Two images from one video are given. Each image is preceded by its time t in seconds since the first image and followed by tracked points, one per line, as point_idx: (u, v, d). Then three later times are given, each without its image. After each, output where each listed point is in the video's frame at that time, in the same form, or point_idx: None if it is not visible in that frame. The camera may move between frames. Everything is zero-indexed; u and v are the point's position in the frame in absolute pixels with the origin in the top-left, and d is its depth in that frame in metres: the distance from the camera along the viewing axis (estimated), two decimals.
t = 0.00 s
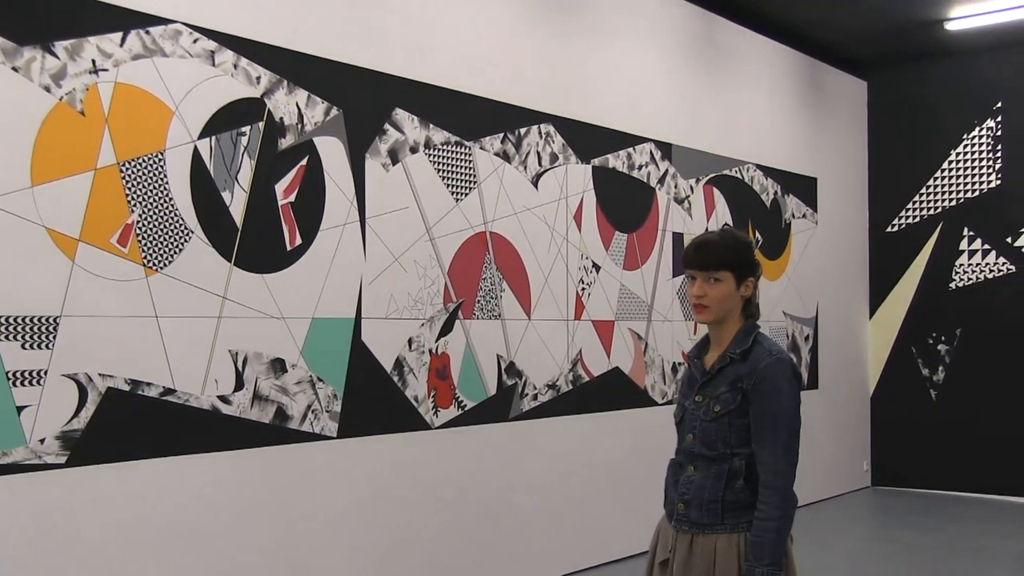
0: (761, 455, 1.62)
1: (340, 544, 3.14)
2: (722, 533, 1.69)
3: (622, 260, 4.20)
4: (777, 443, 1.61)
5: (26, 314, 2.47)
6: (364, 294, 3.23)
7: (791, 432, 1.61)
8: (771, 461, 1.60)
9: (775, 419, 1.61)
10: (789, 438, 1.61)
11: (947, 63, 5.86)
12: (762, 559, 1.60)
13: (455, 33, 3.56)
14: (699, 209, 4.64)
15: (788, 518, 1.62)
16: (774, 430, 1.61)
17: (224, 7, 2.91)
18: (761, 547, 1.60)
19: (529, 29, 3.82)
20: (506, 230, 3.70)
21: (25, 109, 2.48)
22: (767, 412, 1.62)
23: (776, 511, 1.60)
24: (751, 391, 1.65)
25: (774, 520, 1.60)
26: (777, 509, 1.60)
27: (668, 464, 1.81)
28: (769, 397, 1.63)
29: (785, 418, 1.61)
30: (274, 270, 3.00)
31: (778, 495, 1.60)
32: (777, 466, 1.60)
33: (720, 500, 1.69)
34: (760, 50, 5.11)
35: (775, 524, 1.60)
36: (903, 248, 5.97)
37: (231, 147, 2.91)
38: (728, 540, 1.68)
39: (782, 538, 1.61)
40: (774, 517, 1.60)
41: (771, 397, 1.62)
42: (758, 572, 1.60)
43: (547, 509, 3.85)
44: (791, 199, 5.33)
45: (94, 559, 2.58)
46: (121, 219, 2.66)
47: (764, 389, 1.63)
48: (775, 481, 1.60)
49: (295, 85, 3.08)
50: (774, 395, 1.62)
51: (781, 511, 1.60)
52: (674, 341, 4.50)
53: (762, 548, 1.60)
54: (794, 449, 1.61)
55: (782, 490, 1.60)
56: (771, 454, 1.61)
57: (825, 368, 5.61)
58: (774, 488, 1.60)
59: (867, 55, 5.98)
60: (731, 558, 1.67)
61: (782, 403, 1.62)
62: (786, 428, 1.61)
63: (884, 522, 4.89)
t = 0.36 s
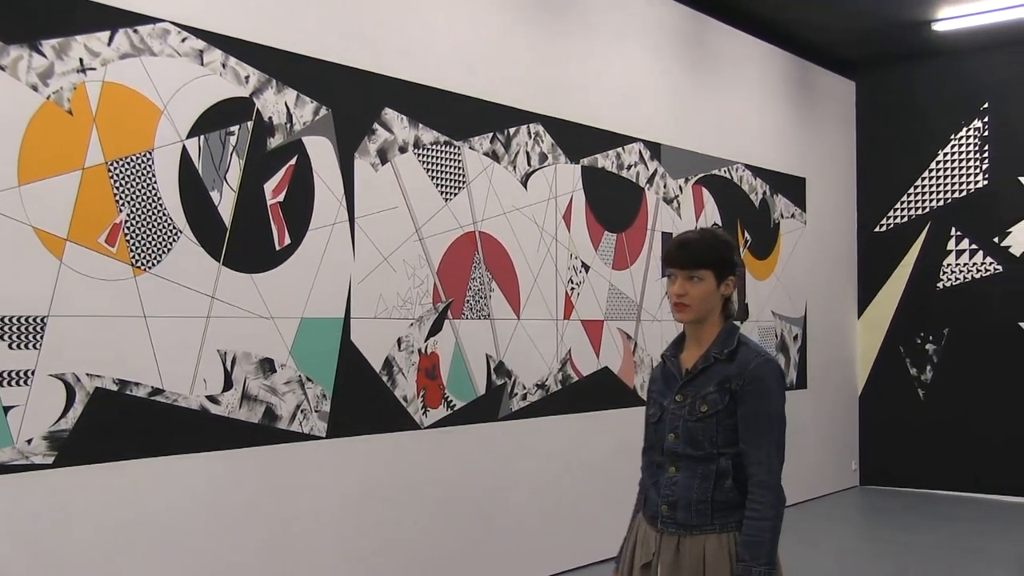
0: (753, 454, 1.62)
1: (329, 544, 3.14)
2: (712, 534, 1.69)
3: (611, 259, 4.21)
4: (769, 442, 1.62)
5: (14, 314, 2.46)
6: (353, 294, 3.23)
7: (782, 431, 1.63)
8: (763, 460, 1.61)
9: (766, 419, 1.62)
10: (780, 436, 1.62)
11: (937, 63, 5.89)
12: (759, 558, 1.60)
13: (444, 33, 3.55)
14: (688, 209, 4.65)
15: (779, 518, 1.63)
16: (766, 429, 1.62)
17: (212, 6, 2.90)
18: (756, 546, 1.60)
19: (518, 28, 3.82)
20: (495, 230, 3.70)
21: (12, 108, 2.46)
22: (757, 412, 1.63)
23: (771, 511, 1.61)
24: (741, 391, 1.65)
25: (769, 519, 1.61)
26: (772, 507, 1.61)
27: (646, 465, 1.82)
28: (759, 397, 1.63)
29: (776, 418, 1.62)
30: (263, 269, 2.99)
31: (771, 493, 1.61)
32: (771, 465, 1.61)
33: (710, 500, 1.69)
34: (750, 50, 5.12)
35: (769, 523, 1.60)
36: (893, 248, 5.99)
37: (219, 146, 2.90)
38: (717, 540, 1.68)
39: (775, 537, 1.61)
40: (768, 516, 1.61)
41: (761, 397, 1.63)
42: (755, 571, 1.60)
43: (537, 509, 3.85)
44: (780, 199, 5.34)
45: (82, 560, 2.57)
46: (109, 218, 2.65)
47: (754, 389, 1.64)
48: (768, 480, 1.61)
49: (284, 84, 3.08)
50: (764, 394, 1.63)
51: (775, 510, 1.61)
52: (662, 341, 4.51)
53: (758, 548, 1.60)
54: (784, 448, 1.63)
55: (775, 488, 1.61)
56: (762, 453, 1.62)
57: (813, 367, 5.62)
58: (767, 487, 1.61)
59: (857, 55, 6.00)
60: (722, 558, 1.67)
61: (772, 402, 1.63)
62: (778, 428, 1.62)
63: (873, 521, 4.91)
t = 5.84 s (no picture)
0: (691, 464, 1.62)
1: (308, 544, 3.13)
2: (659, 535, 1.72)
3: (590, 257, 4.22)
4: (706, 452, 1.61)
5: None
6: (331, 292, 3.22)
7: (722, 443, 1.60)
8: (697, 470, 1.61)
9: (706, 430, 1.61)
10: (720, 448, 1.61)
11: (915, 63, 5.92)
12: (682, 565, 1.62)
13: (422, 31, 3.55)
14: (668, 207, 4.67)
15: (715, 529, 1.62)
16: (704, 440, 1.61)
17: (189, 3, 2.89)
18: (681, 554, 1.62)
19: (496, 26, 3.83)
20: (475, 227, 3.70)
21: None
22: (699, 422, 1.62)
23: (700, 522, 1.61)
24: (688, 399, 1.65)
25: (696, 531, 1.61)
26: (702, 518, 1.61)
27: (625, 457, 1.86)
28: (702, 407, 1.62)
29: (718, 429, 1.60)
30: (241, 267, 2.98)
31: (702, 505, 1.61)
32: (705, 476, 1.61)
33: (657, 502, 1.72)
34: (728, 49, 5.14)
35: (696, 534, 1.61)
36: (871, 246, 6.02)
37: (197, 144, 2.89)
38: (663, 542, 1.71)
39: (704, 548, 1.61)
40: (696, 527, 1.61)
41: (707, 406, 1.62)
42: None
43: (516, 507, 3.85)
44: (759, 197, 5.36)
45: (58, 560, 2.55)
46: (86, 216, 2.63)
47: (699, 398, 1.63)
48: (702, 490, 1.61)
49: (262, 82, 3.07)
50: (706, 405, 1.62)
51: (704, 522, 1.61)
52: (642, 339, 4.53)
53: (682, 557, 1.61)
54: (725, 459, 1.61)
55: (708, 500, 1.60)
56: (698, 463, 1.61)
57: (792, 365, 5.66)
58: (701, 497, 1.61)
59: (837, 55, 6.03)
60: (663, 561, 1.70)
61: (713, 414, 1.61)
62: (715, 440, 1.60)
63: (855, 518, 4.94)
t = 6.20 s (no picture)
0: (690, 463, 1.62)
1: (308, 544, 3.13)
2: (657, 534, 1.72)
3: (590, 257, 4.22)
4: (705, 451, 1.60)
5: None
6: (332, 292, 3.22)
7: (722, 444, 1.60)
8: (696, 470, 1.61)
9: (705, 430, 1.61)
10: (719, 448, 1.60)
11: (915, 63, 5.92)
12: (680, 565, 1.62)
13: (422, 31, 3.55)
14: (668, 207, 4.67)
15: (713, 529, 1.61)
16: (703, 440, 1.61)
17: (189, 3, 2.89)
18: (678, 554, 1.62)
19: (496, 26, 3.83)
20: (475, 227, 3.70)
21: None
22: (699, 421, 1.62)
23: (698, 522, 1.61)
24: (688, 398, 1.65)
25: (694, 530, 1.61)
26: (699, 518, 1.61)
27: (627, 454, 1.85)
28: (701, 407, 1.62)
29: (717, 429, 1.60)
30: (241, 267, 2.98)
31: (700, 505, 1.61)
32: (703, 476, 1.60)
33: (656, 501, 1.72)
34: (728, 49, 5.14)
35: (694, 533, 1.61)
36: (872, 246, 6.02)
37: (197, 144, 2.89)
38: (663, 541, 1.71)
39: (702, 548, 1.61)
40: (694, 527, 1.61)
41: (706, 406, 1.61)
42: None
43: (516, 507, 3.85)
44: (759, 197, 5.36)
45: (58, 560, 2.54)
46: (86, 216, 2.63)
47: (698, 398, 1.63)
48: (700, 490, 1.60)
49: (262, 82, 3.07)
50: (706, 405, 1.61)
51: (702, 521, 1.61)
52: (642, 339, 4.53)
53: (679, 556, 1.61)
54: (724, 460, 1.60)
55: (706, 499, 1.60)
56: (696, 463, 1.61)
57: (792, 364, 5.66)
58: (698, 496, 1.61)
59: (837, 55, 6.03)
60: (661, 561, 1.70)
61: (713, 414, 1.61)
62: (714, 440, 1.60)
63: (855, 518, 4.94)
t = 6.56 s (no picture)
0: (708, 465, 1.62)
1: (308, 544, 3.13)
2: (671, 535, 1.71)
3: (590, 257, 4.22)
4: (724, 453, 1.60)
5: None
6: (332, 292, 3.22)
7: (741, 446, 1.60)
8: (714, 472, 1.61)
9: (724, 432, 1.60)
10: (738, 450, 1.59)
11: (915, 62, 5.92)
12: (698, 567, 1.61)
13: (421, 31, 3.55)
14: (668, 207, 4.67)
15: (731, 531, 1.61)
16: (722, 442, 1.60)
17: (189, 3, 2.89)
18: (697, 555, 1.60)
19: (496, 26, 3.83)
20: (475, 227, 3.70)
21: None
22: (717, 423, 1.61)
23: (717, 524, 1.60)
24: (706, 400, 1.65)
25: (714, 532, 1.60)
26: (719, 521, 1.59)
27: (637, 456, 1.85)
28: (720, 409, 1.61)
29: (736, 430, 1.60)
30: (241, 267, 2.98)
31: (720, 507, 1.60)
32: (722, 478, 1.60)
33: (670, 502, 1.71)
34: (728, 48, 5.14)
35: (714, 535, 1.60)
36: (872, 246, 6.02)
37: (198, 144, 2.89)
38: (677, 542, 1.70)
39: (721, 549, 1.60)
40: (714, 529, 1.59)
41: (725, 408, 1.61)
42: None
43: (516, 507, 3.86)
44: (759, 197, 5.37)
45: (58, 559, 2.54)
46: (85, 216, 2.63)
47: (717, 400, 1.63)
48: (719, 492, 1.60)
49: (262, 82, 3.07)
50: (725, 407, 1.61)
51: (721, 523, 1.60)
52: (642, 339, 4.53)
53: (698, 558, 1.60)
54: (743, 462, 1.60)
55: (725, 501, 1.59)
56: (714, 465, 1.61)
57: (792, 364, 5.66)
58: (716, 498, 1.60)
59: (836, 55, 6.03)
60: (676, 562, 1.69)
61: (732, 416, 1.60)
62: (733, 442, 1.59)
63: (854, 518, 4.94)
